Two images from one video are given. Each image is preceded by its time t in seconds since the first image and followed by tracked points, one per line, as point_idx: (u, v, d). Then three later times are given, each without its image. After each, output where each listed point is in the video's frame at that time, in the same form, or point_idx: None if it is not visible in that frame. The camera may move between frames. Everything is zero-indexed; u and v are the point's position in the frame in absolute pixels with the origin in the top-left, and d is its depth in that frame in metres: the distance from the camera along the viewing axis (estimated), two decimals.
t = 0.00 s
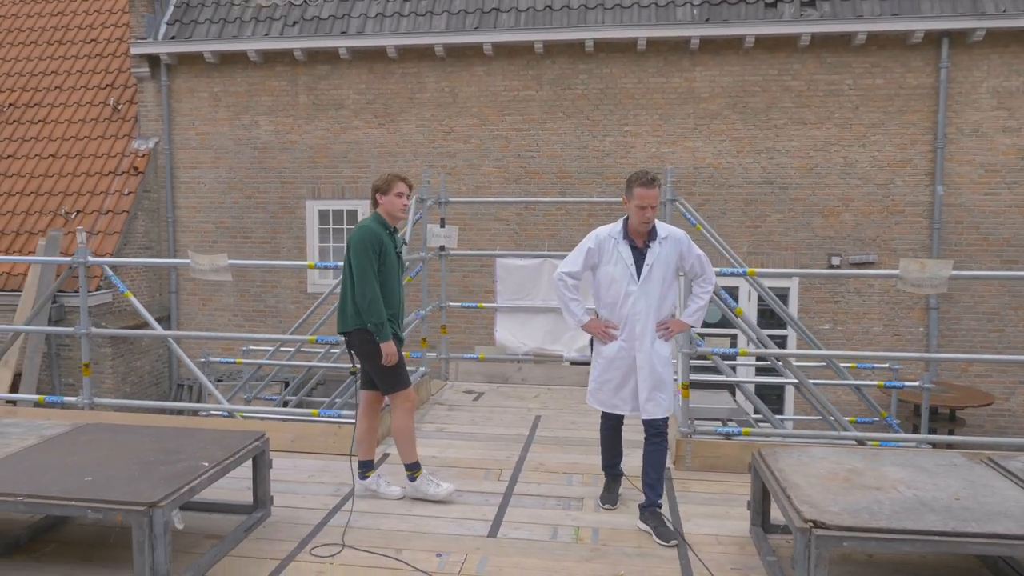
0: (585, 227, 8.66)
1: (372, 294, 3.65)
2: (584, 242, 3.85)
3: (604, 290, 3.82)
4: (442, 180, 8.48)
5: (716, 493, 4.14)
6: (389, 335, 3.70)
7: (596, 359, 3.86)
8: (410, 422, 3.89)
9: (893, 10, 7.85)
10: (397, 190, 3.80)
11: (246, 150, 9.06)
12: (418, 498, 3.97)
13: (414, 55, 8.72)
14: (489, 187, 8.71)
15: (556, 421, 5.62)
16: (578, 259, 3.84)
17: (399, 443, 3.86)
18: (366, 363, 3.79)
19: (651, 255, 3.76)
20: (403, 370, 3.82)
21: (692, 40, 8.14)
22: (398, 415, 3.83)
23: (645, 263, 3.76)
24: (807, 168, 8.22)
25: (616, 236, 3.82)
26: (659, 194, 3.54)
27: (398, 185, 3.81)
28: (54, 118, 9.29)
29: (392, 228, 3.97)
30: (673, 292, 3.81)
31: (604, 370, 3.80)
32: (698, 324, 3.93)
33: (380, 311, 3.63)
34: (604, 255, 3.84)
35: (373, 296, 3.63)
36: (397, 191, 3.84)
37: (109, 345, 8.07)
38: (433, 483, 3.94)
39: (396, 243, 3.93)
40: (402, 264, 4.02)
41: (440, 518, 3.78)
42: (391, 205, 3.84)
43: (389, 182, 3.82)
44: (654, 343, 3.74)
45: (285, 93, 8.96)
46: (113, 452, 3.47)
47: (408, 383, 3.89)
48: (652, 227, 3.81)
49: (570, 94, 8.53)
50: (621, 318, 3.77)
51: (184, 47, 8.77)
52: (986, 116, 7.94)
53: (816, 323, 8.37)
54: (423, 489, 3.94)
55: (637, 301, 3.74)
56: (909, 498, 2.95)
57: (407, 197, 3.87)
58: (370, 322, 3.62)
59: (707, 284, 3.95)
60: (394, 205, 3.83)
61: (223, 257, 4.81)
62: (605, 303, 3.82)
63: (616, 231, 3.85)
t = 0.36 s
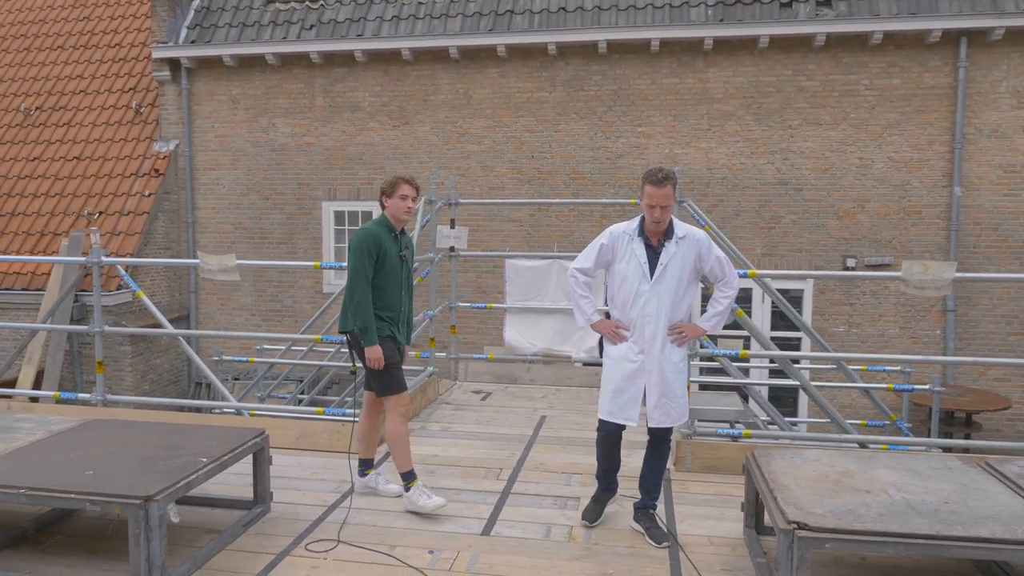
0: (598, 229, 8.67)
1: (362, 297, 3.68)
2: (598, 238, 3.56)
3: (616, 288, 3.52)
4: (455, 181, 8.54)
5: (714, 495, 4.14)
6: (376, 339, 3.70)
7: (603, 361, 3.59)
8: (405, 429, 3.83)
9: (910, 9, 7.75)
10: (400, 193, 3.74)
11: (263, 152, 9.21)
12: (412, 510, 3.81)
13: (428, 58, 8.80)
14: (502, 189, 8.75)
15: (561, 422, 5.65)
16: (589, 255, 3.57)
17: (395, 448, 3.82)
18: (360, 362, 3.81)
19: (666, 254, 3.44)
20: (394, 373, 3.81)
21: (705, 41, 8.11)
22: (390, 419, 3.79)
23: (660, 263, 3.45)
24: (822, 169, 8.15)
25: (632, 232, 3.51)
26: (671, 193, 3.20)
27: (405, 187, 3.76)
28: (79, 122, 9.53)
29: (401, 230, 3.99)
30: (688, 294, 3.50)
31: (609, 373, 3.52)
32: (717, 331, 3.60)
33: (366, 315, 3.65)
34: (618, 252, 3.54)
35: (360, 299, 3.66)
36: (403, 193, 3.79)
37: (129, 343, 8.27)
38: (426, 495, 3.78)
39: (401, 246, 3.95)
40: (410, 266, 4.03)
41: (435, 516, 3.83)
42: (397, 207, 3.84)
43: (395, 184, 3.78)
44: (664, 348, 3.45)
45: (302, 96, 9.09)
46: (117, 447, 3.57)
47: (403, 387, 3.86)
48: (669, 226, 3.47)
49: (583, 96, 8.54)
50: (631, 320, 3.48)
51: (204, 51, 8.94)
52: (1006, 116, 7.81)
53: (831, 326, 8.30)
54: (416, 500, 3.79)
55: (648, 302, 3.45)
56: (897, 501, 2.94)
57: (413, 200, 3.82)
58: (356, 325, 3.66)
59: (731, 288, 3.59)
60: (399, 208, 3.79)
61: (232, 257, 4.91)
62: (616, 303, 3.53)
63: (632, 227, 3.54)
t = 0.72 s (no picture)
0: (611, 230, 8.64)
1: (358, 306, 3.55)
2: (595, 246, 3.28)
3: (614, 299, 3.26)
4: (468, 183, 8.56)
5: (713, 501, 4.10)
6: (372, 349, 3.57)
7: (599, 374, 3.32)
8: (395, 440, 3.77)
9: (931, 6, 7.59)
10: (396, 196, 3.59)
11: (281, 154, 9.31)
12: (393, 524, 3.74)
13: (443, 60, 8.83)
14: (516, 190, 8.75)
15: (566, 425, 5.63)
16: (586, 263, 3.28)
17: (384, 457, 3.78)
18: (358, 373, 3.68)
19: (666, 265, 3.18)
20: (390, 384, 3.67)
21: (720, 40, 8.03)
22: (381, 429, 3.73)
23: (661, 273, 3.19)
24: (839, 169, 8.02)
25: (631, 241, 3.24)
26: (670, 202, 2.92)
27: (402, 189, 3.60)
28: (104, 125, 9.71)
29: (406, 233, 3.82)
30: (690, 307, 3.26)
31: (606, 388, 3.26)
32: (717, 344, 3.38)
33: (360, 324, 3.53)
34: (616, 262, 3.27)
35: (354, 309, 3.53)
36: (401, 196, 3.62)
37: (149, 343, 8.42)
38: (404, 511, 3.68)
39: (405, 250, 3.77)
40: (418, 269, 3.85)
41: (429, 518, 3.84)
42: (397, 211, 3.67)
43: (391, 187, 3.61)
44: (665, 364, 3.21)
45: (319, 98, 9.18)
46: (117, 446, 3.64)
47: (399, 400, 3.72)
48: (670, 235, 3.20)
49: (597, 97, 8.51)
50: (630, 333, 3.21)
51: (224, 55, 9.07)
52: None
53: (849, 329, 8.17)
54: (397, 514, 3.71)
55: (649, 315, 3.18)
56: (889, 511, 2.88)
57: (411, 201, 3.62)
58: (352, 335, 3.54)
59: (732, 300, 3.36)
60: (397, 211, 3.62)
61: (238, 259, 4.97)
62: (613, 314, 3.26)
63: (631, 235, 3.27)
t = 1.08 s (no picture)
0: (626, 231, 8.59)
1: (354, 313, 3.48)
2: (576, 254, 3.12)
3: (603, 310, 3.08)
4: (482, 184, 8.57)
5: (713, 507, 4.05)
6: (374, 354, 3.48)
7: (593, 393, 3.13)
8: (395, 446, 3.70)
9: (953, 2, 7.42)
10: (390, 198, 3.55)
11: (299, 156, 9.41)
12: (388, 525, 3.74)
13: (458, 61, 8.85)
14: (531, 191, 8.73)
15: (573, 427, 5.61)
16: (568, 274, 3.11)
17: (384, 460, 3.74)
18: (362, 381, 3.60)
19: (656, 268, 3.04)
20: (391, 391, 3.58)
21: (737, 39, 7.93)
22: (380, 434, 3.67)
23: (651, 279, 3.04)
24: (859, 170, 7.88)
25: (615, 246, 3.09)
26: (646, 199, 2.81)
27: (395, 191, 3.55)
28: (128, 127, 9.90)
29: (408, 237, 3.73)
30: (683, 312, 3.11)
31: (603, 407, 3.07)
32: (713, 347, 3.25)
33: (358, 331, 3.44)
34: (601, 269, 3.10)
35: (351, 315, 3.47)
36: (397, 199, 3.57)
37: (169, 342, 8.58)
38: (399, 514, 3.68)
39: (405, 254, 3.67)
40: (422, 273, 3.73)
41: (426, 520, 3.85)
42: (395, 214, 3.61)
43: (386, 190, 3.58)
44: (663, 375, 3.04)
45: (336, 100, 9.26)
46: (118, 445, 3.70)
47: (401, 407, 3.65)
48: (656, 235, 3.08)
49: (612, 97, 8.46)
50: (624, 346, 3.04)
51: (243, 58, 9.19)
52: None
53: (868, 332, 8.03)
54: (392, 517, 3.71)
55: (642, 326, 3.02)
56: (882, 521, 2.82)
57: (404, 204, 3.57)
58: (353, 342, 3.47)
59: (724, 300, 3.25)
60: (391, 214, 3.57)
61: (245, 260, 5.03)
62: (604, 326, 3.08)
63: (614, 240, 3.12)
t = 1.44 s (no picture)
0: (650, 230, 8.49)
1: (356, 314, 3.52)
2: (566, 257, 3.05)
3: (599, 313, 3.01)
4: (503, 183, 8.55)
5: (726, 511, 3.97)
6: (369, 357, 3.50)
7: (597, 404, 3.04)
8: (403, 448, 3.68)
9: None
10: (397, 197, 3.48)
11: (324, 156, 9.48)
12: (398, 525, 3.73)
13: (481, 60, 8.83)
14: (553, 190, 8.68)
15: (589, 428, 5.55)
16: (558, 279, 3.04)
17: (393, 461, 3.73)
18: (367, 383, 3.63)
19: (652, 266, 2.98)
20: (395, 392, 3.57)
21: (762, 35, 7.79)
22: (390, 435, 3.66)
23: (647, 279, 2.97)
24: (888, 168, 7.69)
25: (607, 245, 3.03)
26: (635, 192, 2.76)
27: (404, 188, 3.47)
28: (158, 128, 10.07)
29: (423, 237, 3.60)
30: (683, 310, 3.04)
31: (610, 418, 2.99)
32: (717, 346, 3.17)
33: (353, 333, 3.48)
34: (594, 270, 3.04)
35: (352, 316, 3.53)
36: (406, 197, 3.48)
37: (195, 339, 8.71)
38: (407, 514, 3.67)
39: (416, 254, 3.56)
40: (434, 276, 3.59)
41: (434, 520, 3.83)
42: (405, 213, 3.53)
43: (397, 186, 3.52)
44: (668, 380, 2.96)
45: (360, 100, 9.31)
46: (130, 440, 3.75)
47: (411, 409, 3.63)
48: (650, 231, 3.02)
49: (635, 95, 8.37)
50: (624, 351, 2.98)
51: (269, 59, 9.29)
52: None
53: (897, 334, 7.83)
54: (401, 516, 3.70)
55: (641, 329, 2.95)
56: (892, 530, 2.72)
57: (412, 202, 3.47)
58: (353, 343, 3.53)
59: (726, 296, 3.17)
60: (399, 212, 3.50)
61: (262, 258, 5.07)
62: (600, 331, 3.01)
63: (606, 239, 3.06)
